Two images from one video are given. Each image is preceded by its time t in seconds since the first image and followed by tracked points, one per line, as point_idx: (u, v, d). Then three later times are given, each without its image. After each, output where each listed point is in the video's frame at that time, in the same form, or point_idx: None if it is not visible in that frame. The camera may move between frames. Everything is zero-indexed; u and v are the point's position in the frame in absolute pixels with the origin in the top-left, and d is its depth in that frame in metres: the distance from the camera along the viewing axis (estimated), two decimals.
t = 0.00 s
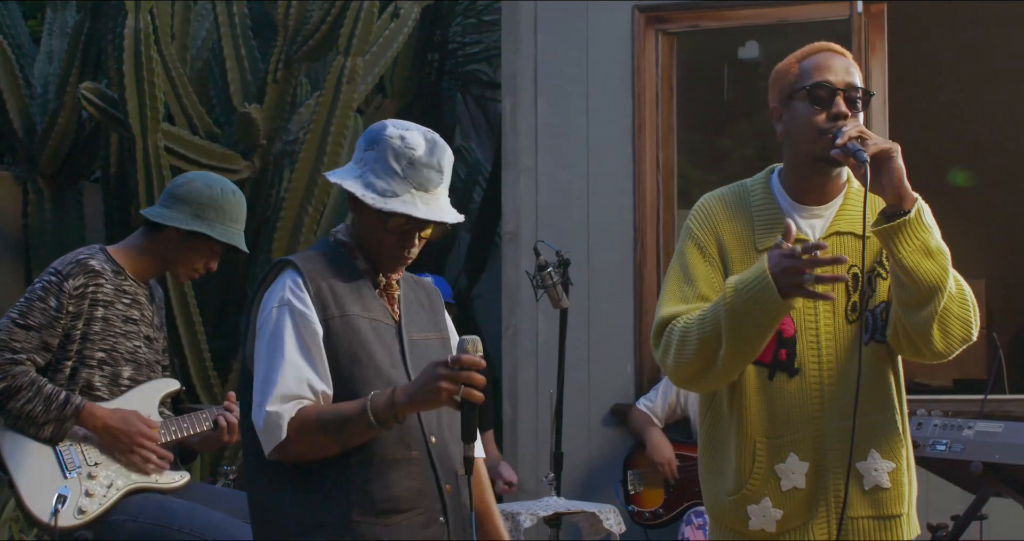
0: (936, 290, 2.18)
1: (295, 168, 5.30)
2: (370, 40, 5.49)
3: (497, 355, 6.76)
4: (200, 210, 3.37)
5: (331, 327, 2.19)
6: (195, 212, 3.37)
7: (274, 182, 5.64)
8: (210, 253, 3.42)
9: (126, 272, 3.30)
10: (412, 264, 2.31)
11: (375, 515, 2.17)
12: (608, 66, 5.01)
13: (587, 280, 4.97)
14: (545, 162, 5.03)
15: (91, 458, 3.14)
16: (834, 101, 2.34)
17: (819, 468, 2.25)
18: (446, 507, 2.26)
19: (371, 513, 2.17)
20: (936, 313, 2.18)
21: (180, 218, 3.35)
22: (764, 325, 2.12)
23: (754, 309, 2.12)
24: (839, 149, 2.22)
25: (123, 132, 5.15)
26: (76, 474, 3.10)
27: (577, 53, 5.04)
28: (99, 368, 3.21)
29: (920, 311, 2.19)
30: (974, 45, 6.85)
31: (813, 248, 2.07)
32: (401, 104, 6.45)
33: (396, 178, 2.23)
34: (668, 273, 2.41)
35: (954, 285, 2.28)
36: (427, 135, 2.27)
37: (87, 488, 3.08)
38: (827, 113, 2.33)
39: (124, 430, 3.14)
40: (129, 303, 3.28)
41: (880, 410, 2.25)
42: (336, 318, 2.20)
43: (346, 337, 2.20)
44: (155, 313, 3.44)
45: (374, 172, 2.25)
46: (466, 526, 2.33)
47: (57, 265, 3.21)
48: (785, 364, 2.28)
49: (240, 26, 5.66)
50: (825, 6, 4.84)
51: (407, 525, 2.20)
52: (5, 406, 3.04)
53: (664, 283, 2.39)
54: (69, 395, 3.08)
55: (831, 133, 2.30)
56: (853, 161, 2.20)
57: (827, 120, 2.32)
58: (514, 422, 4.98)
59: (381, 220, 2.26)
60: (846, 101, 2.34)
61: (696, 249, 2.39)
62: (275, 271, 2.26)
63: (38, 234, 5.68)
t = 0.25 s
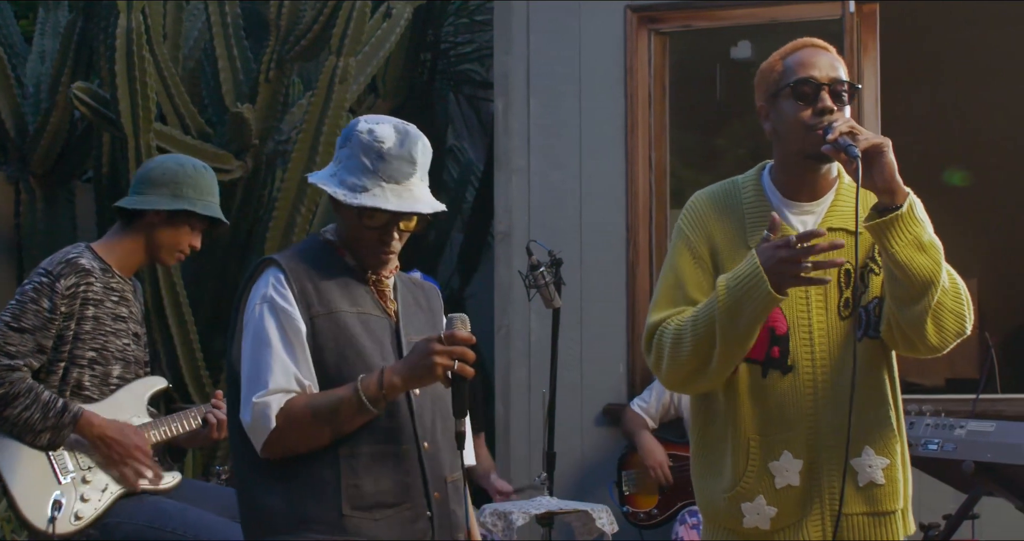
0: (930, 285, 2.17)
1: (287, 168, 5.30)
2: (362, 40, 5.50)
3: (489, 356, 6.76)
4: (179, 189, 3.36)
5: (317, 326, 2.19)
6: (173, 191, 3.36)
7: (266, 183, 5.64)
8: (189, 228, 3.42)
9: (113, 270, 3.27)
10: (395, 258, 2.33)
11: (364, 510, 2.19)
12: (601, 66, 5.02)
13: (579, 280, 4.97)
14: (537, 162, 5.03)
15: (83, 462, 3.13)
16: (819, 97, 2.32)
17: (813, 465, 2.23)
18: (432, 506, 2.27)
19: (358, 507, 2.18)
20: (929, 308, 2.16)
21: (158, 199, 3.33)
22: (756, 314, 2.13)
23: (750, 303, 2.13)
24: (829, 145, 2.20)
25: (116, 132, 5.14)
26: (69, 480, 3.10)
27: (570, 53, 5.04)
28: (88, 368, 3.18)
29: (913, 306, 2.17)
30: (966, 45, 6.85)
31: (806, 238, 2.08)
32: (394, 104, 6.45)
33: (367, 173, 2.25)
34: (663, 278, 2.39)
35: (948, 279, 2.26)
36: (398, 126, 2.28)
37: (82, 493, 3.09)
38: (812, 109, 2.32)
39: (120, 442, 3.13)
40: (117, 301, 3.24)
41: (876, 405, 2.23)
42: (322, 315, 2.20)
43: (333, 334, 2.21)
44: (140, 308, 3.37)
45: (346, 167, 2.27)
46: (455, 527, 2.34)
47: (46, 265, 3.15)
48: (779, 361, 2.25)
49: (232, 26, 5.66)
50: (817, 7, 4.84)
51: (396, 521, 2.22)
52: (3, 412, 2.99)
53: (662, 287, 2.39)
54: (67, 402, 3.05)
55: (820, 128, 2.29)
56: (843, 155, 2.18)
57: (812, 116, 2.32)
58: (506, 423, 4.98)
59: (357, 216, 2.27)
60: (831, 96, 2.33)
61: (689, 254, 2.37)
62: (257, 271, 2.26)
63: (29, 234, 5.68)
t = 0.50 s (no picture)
0: (913, 275, 2.01)
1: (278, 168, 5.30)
2: (352, 39, 5.49)
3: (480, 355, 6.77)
4: (159, 197, 3.34)
5: (316, 316, 2.20)
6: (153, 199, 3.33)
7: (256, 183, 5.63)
8: (174, 237, 3.40)
9: (92, 271, 3.24)
10: (391, 245, 2.31)
11: (365, 504, 2.20)
12: (591, 65, 5.02)
13: (570, 279, 4.97)
14: (528, 162, 5.04)
15: (64, 464, 3.12)
16: (792, 92, 2.16)
17: (793, 461, 2.06)
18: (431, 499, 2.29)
19: (356, 500, 2.19)
20: (914, 299, 2.01)
21: (138, 206, 3.31)
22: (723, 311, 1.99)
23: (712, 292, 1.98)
24: (806, 138, 2.05)
25: (105, 132, 5.14)
26: (49, 483, 3.09)
27: (560, 52, 5.04)
28: (69, 370, 3.15)
29: (894, 296, 2.02)
30: (957, 45, 6.86)
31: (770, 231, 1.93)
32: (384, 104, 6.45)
33: (367, 159, 2.25)
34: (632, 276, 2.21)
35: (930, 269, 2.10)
36: (393, 115, 2.30)
37: (60, 497, 3.07)
38: (785, 104, 2.15)
39: (102, 432, 3.11)
40: (97, 302, 3.21)
41: (858, 395, 2.07)
42: (321, 306, 2.21)
43: (333, 324, 2.22)
44: (122, 309, 3.34)
45: (343, 156, 2.26)
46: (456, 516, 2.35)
47: (24, 266, 3.14)
48: (756, 355, 2.08)
49: (222, 26, 5.65)
50: (807, 6, 4.84)
51: (395, 513, 2.23)
52: None
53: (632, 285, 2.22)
54: (45, 400, 3.03)
55: (795, 123, 2.12)
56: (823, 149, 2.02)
57: (786, 110, 2.15)
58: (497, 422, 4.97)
59: (357, 203, 2.25)
60: (804, 91, 2.17)
61: (661, 250, 2.22)
62: (259, 261, 2.26)
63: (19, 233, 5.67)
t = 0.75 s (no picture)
0: (864, 290, 2.03)
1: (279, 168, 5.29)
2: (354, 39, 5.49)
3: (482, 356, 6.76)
4: (153, 204, 3.33)
5: (325, 333, 2.20)
6: (148, 207, 3.33)
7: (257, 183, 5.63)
8: (168, 246, 3.38)
9: (93, 272, 3.28)
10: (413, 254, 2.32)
11: (379, 520, 2.19)
12: (593, 65, 5.01)
13: (571, 279, 4.97)
14: (529, 162, 5.03)
15: (60, 464, 3.11)
16: (770, 97, 2.20)
17: (774, 466, 2.11)
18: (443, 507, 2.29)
19: (372, 518, 2.18)
20: (862, 312, 2.04)
21: (132, 214, 3.31)
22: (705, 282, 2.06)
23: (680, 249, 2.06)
24: (776, 143, 2.04)
25: (107, 132, 5.14)
26: (44, 483, 3.08)
27: (562, 52, 5.03)
28: (68, 371, 3.19)
29: (843, 312, 2.05)
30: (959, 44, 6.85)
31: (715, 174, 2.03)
32: (386, 103, 6.45)
33: (407, 166, 2.26)
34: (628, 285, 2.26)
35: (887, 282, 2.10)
36: (429, 132, 2.32)
37: (56, 497, 3.06)
38: (763, 110, 2.20)
39: (96, 442, 3.13)
40: (96, 303, 3.26)
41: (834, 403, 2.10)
42: (329, 323, 2.20)
43: (340, 341, 2.21)
44: (128, 311, 3.40)
45: (382, 161, 2.26)
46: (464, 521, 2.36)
47: (21, 268, 3.17)
48: (739, 359, 2.13)
49: (223, 25, 5.64)
50: (809, 6, 4.84)
51: (409, 528, 2.23)
52: None
53: (630, 291, 2.27)
54: (39, 405, 3.05)
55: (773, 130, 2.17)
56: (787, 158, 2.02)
57: (763, 116, 2.19)
58: (499, 423, 4.96)
59: (394, 208, 2.26)
60: (782, 95, 2.20)
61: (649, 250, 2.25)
62: (262, 279, 2.24)
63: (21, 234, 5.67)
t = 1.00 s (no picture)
0: (829, 319, 2.15)
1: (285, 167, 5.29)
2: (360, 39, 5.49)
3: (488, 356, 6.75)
4: (145, 188, 3.32)
5: (343, 334, 2.19)
6: (140, 192, 3.32)
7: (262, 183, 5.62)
8: (169, 227, 3.37)
9: (104, 269, 3.32)
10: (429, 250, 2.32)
11: (392, 523, 2.19)
12: (598, 65, 5.01)
13: (577, 280, 4.97)
14: (534, 162, 5.03)
15: (70, 462, 3.13)
16: (755, 107, 2.37)
17: (759, 483, 2.23)
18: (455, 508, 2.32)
19: (385, 521, 2.19)
20: (827, 339, 2.14)
21: (126, 201, 3.31)
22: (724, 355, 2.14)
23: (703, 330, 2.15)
24: (755, 159, 2.23)
25: (113, 132, 5.14)
26: (53, 479, 3.09)
27: (568, 53, 5.04)
28: (79, 367, 3.21)
29: (811, 337, 2.15)
30: (965, 44, 6.84)
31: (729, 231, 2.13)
32: (391, 103, 6.44)
33: (424, 160, 2.28)
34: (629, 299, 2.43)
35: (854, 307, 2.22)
36: (437, 127, 2.35)
37: (64, 493, 3.08)
38: (748, 118, 2.37)
39: (102, 437, 3.12)
40: (108, 300, 3.29)
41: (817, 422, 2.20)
42: (348, 324, 2.19)
43: (357, 343, 2.20)
44: (145, 308, 3.43)
45: (399, 155, 2.26)
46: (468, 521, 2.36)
47: (29, 267, 3.22)
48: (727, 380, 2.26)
49: (229, 25, 5.64)
50: (814, 6, 4.84)
51: (418, 530, 2.23)
52: None
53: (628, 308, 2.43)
54: (46, 402, 3.09)
55: (756, 139, 2.34)
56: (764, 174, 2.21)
57: (748, 125, 2.36)
58: (506, 423, 4.97)
59: (416, 205, 2.27)
60: (768, 105, 2.38)
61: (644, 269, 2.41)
62: (280, 275, 2.24)
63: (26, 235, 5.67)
